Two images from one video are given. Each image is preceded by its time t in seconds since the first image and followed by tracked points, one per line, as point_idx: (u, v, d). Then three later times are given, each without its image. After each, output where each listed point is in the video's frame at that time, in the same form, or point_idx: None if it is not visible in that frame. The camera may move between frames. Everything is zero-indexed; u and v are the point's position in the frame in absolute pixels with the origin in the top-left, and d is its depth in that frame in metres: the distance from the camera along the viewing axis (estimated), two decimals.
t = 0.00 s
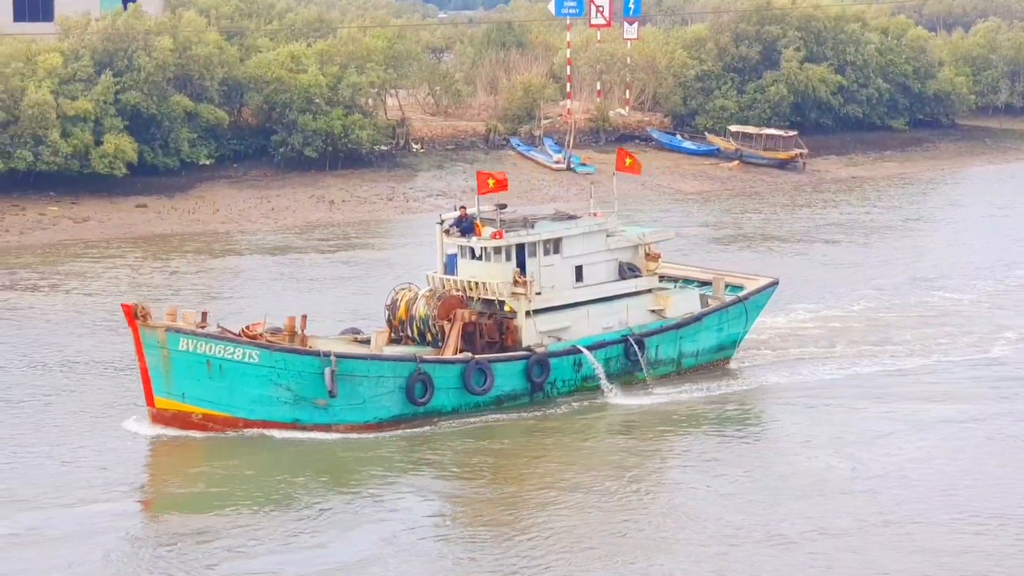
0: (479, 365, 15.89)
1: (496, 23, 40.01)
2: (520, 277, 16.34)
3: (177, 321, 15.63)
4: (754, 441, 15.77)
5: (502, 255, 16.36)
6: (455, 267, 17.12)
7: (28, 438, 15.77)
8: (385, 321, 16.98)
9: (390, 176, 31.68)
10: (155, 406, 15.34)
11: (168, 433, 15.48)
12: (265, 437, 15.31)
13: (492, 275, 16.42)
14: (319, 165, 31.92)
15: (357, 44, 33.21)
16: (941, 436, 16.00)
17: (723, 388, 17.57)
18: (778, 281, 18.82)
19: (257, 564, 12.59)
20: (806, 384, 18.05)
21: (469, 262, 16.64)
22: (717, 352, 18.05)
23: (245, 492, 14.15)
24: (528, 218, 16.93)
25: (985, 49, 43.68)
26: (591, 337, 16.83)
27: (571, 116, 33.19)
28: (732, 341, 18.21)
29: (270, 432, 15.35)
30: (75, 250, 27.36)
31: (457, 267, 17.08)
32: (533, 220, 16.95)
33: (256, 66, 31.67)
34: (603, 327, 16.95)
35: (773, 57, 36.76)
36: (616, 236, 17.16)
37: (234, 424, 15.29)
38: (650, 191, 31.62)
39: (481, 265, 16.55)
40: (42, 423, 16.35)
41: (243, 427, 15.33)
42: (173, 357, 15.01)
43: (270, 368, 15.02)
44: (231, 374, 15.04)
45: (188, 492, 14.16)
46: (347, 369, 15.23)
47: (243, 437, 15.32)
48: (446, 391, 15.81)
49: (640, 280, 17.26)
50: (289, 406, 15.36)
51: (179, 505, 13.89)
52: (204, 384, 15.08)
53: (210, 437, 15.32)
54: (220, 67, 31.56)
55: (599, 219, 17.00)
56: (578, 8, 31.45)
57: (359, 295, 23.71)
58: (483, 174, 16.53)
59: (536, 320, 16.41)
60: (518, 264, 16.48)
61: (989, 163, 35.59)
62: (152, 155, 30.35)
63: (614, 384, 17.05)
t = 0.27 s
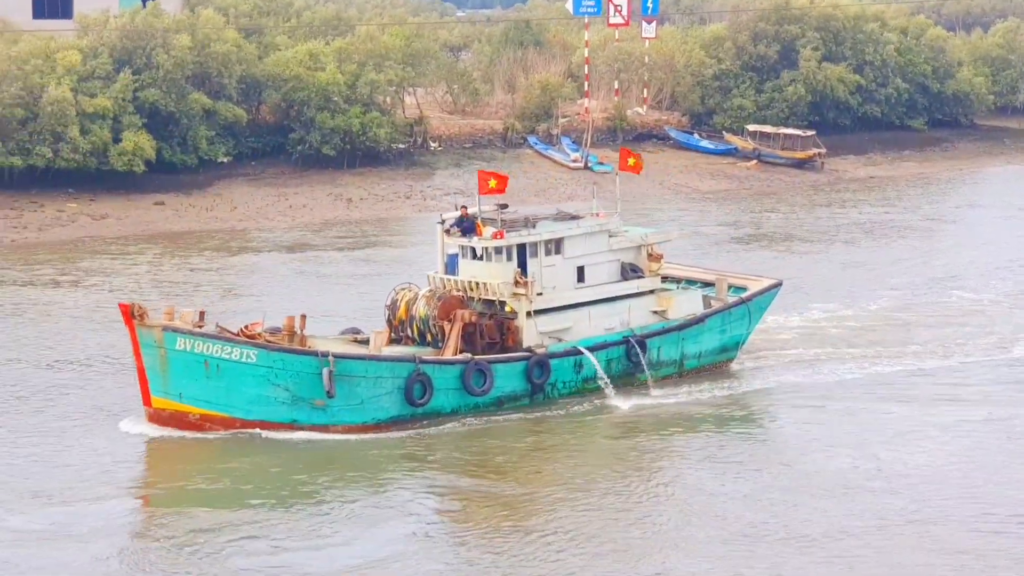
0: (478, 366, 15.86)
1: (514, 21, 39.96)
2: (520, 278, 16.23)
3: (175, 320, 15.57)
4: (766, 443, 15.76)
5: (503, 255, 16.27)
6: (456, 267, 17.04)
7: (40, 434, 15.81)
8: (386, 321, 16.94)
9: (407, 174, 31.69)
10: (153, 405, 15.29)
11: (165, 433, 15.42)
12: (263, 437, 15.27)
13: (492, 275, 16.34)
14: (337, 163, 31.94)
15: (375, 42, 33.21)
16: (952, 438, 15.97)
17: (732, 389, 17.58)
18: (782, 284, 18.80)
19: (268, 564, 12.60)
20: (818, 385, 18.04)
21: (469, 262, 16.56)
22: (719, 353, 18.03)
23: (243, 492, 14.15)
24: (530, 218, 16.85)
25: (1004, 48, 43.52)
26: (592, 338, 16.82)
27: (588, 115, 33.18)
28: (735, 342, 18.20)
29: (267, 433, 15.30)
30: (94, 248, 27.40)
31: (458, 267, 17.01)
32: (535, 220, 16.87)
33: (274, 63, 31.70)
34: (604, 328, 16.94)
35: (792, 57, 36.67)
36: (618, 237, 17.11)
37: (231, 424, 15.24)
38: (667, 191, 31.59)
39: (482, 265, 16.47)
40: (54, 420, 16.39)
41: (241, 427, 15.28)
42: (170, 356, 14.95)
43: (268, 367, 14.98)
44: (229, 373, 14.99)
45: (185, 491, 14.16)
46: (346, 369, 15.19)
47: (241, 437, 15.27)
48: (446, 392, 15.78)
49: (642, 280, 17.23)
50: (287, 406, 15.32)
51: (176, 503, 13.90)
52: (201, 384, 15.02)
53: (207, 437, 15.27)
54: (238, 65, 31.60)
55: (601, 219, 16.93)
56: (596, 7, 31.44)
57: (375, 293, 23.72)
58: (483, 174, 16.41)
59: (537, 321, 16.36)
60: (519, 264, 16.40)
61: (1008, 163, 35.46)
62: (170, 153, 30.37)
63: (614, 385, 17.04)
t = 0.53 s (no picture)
0: (479, 369, 15.79)
1: (532, 22, 39.96)
2: (523, 280, 16.16)
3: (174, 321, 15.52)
4: (777, 445, 15.74)
5: (504, 257, 16.22)
6: (457, 269, 17.01)
7: (52, 433, 15.87)
8: (387, 323, 16.90)
9: (426, 174, 31.72)
10: (150, 407, 15.19)
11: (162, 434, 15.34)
12: (262, 439, 15.24)
13: (494, 277, 16.30)
14: (355, 163, 31.98)
15: (395, 42, 33.24)
16: (966, 441, 15.93)
17: (742, 391, 17.56)
18: (787, 287, 18.77)
19: (277, 565, 12.62)
20: (829, 387, 18.02)
21: (471, 264, 16.51)
22: (724, 356, 18.00)
23: (241, 493, 14.14)
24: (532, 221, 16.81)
25: None
26: (594, 340, 16.76)
27: (606, 115, 33.17)
28: (739, 345, 18.17)
29: (266, 434, 15.28)
30: (113, 247, 27.49)
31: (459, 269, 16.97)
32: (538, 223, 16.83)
33: (293, 63, 31.75)
34: (606, 331, 16.88)
35: (812, 57, 36.60)
36: (621, 238, 17.07)
37: (230, 425, 15.19)
38: (686, 191, 31.56)
39: (483, 267, 16.41)
40: (66, 418, 16.45)
41: (240, 428, 15.24)
42: (168, 358, 14.83)
43: (267, 369, 14.92)
44: (227, 376, 14.92)
45: (187, 492, 14.16)
46: (346, 372, 15.15)
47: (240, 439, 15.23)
48: (446, 395, 15.74)
49: (645, 282, 17.17)
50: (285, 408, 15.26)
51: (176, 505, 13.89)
52: (200, 386, 14.94)
53: (205, 438, 15.21)
54: (257, 64, 31.68)
55: (604, 221, 16.89)
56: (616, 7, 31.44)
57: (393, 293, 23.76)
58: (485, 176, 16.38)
59: (539, 323, 16.32)
60: (522, 267, 16.34)
61: None
62: (190, 153, 30.43)
63: (616, 388, 16.98)
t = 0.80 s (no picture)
0: (477, 370, 15.59)
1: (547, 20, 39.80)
2: (521, 280, 15.96)
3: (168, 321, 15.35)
4: (786, 446, 15.57)
5: (503, 257, 16.03)
6: (455, 269, 16.82)
7: (55, 431, 15.76)
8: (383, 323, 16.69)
9: (438, 172, 31.58)
10: (143, 408, 15.12)
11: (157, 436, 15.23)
12: (256, 441, 15.06)
13: (492, 278, 16.11)
14: (368, 161, 31.84)
15: (408, 39, 33.09)
16: (978, 442, 15.72)
17: (749, 393, 17.38)
18: (790, 288, 18.55)
19: (277, 565, 12.48)
20: (839, 388, 17.84)
21: (470, 263, 16.31)
22: (725, 357, 17.78)
23: (234, 494, 13.97)
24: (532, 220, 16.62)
25: None
26: (593, 341, 16.54)
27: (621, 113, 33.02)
28: (740, 346, 17.97)
29: (261, 437, 15.11)
30: (125, 245, 27.42)
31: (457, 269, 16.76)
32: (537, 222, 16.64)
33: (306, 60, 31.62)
34: (606, 332, 16.65)
35: (827, 56, 36.39)
36: (621, 238, 16.87)
37: (223, 427, 15.05)
38: (700, 190, 31.37)
39: (482, 267, 16.21)
40: (70, 416, 16.34)
41: (234, 430, 15.09)
42: (161, 359, 14.76)
43: (262, 370, 14.77)
44: (221, 377, 14.82)
45: (185, 492, 14.01)
46: (341, 373, 14.96)
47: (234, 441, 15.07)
48: (442, 396, 15.54)
49: (647, 282, 16.94)
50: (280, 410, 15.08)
51: (167, 506, 13.73)
52: (193, 387, 14.84)
53: (199, 441, 15.09)
54: (269, 62, 31.58)
55: (605, 220, 16.68)
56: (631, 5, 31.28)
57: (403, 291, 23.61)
58: (485, 174, 16.19)
59: (537, 323, 16.10)
60: (520, 267, 16.15)
61: None
62: (202, 150, 30.31)
63: (616, 390, 16.75)
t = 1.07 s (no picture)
0: (472, 372, 15.51)
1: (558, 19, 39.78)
2: (517, 281, 15.83)
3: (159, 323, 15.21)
4: (792, 445, 15.53)
5: (498, 258, 15.97)
6: (451, 270, 16.70)
7: (62, 431, 15.76)
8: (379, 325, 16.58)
9: (450, 172, 31.58)
10: (135, 412, 14.91)
11: (148, 439, 15.04)
12: (250, 444, 14.95)
13: (488, 278, 16.00)
14: (379, 160, 31.85)
15: (420, 39, 33.06)
16: (988, 440, 15.68)
17: (753, 392, 17.33)
18: (789, 288, 18.45)
19: (280, 564, 12.47)
20: (845, 387, 17.79)
21: (465, 264, 16.21)
22: (723, 357, 17.70)
23: (232, 494, 13.94)
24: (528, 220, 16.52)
25: None
26: (591, 342, 16.44)
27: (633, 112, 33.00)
28: (739, 346, 17.88)
29: (254, 440, 15.00)
30: (137, 245, 27.45)
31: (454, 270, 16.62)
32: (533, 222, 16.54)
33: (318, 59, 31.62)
34: (604, 332, 16.54)
35: (840, 53, 36.32)
36: (619, 238, 16.78)
37: (216, 430, 14.91)
38: (712, 188, 31.33)
39: (478, 268, 16.08)
40: (75, 416, 16.35)
41: (227, 434, 14.95)
42: (153, 362, 14.55)
43: (255, 373, 14.66)
44: (214, 380, 14.66)
45: (189, 493, 13.99)
46: (335, 375, 14.87)
47: (227, 444, 14.95)
48: (437, 398, 15.46)
49: (645, 282, 16.81)
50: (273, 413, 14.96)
51: (158, 507, 13.70)
52: (186, 390, 14.66)
53: (192, 444, 14.91)
54: (281, 61, 31.58)
55: (602, 221, 16.57)
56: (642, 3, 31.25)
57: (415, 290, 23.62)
58: (481, 174, 16.08)
59: (533, 324, 16.00)
60: (516, 267, 16.08)
61: None
62: (214, 150, 30.36)
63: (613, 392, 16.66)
